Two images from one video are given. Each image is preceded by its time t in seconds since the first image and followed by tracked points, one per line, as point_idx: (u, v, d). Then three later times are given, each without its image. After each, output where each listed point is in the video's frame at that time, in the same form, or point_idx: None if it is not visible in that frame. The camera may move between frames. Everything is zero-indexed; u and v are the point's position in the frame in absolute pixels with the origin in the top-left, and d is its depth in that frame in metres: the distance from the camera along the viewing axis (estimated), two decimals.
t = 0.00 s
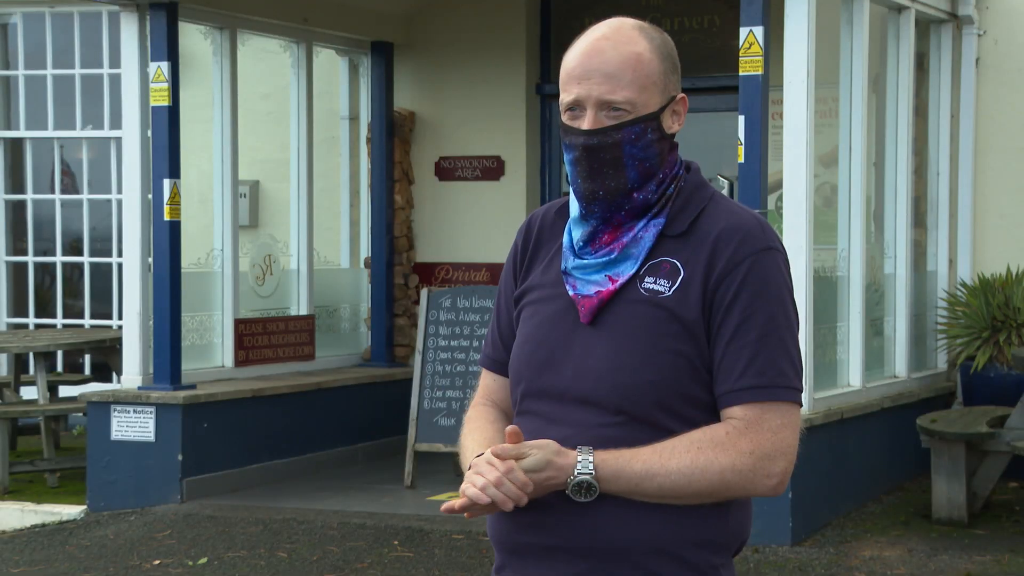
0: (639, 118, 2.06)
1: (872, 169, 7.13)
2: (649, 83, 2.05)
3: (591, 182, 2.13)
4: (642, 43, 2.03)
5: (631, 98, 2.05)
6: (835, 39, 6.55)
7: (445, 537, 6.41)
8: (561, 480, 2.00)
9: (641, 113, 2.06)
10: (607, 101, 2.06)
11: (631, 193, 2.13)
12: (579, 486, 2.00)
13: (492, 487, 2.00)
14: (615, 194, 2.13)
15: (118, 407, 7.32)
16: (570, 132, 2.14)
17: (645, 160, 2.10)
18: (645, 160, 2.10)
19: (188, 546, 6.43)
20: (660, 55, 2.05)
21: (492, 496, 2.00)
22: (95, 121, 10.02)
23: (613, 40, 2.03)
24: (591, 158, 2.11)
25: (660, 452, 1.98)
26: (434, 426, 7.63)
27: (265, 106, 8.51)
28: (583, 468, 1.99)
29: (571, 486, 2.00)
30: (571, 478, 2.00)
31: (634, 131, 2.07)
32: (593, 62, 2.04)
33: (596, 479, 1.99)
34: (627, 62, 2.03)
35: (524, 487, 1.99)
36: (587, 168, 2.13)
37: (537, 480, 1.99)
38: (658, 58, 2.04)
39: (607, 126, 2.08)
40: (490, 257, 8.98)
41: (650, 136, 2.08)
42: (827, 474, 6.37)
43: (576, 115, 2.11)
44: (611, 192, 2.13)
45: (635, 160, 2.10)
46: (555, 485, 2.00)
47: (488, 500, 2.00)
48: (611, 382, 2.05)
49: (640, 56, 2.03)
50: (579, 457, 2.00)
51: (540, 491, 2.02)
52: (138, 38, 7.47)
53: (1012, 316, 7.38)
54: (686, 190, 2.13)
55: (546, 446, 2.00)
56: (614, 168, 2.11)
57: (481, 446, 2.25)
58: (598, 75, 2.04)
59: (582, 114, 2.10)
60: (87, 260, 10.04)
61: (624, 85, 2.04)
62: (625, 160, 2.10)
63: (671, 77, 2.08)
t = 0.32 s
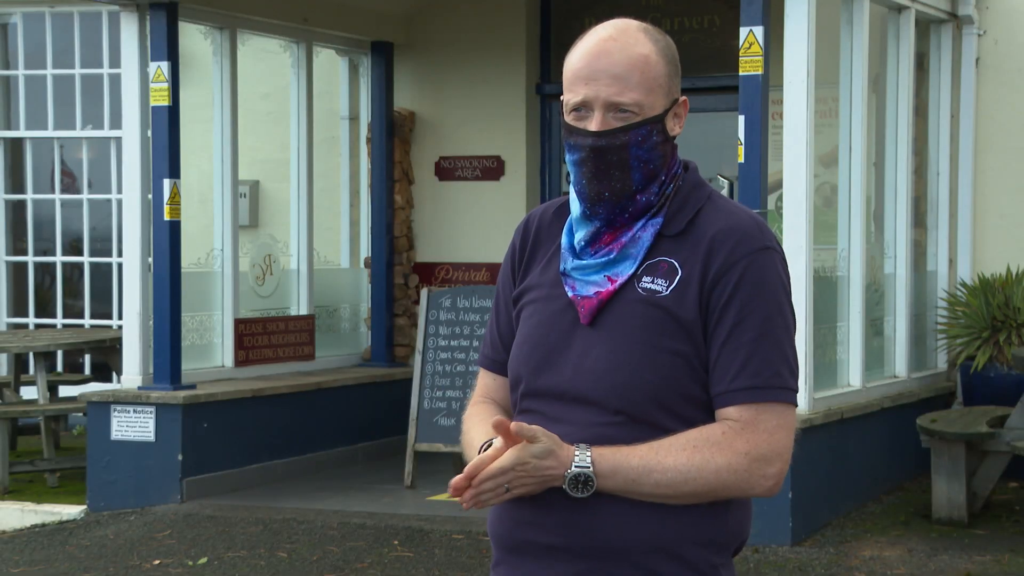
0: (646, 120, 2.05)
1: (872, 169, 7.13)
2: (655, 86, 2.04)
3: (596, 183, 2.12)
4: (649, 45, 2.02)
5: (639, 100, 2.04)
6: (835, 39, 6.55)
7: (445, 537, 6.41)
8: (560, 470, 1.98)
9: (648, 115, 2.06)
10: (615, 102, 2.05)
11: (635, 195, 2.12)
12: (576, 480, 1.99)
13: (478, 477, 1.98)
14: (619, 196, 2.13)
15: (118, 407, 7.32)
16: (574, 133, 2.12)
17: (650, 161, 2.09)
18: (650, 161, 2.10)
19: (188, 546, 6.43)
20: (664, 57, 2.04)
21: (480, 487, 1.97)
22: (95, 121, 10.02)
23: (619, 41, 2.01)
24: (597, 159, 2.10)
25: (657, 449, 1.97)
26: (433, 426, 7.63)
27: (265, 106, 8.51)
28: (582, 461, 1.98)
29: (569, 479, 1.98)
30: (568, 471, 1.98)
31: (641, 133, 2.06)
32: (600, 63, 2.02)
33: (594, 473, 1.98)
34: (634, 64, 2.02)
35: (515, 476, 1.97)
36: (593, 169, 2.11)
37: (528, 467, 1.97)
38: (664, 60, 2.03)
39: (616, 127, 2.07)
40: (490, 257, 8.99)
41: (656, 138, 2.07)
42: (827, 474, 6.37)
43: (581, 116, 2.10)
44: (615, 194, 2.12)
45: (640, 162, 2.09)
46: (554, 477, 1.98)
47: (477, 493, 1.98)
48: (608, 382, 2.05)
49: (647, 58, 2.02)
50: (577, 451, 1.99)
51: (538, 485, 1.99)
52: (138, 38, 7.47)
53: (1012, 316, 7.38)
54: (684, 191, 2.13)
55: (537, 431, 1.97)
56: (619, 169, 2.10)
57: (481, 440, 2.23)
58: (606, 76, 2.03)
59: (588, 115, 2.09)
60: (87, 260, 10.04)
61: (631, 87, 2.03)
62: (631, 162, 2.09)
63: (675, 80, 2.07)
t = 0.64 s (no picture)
0: (648, 122, 2.05)
1: (872, 169, 7.13)
2: (657, 88, 2.04)
3: (596, 185, 2.12)
4: (651, 48, 2.02)
5: (641, 103, 2.04)
6: (835, 39, 6.55)
7: (445, 537, 6.41)
8: (562, 473, 1.97)
9: (650, 118, 2.05)
10: (618, 105, 2.05)
11: (635, 197, 2.12)
12: (575, 481, 1.97)
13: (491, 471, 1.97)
14: (619, 199, 2.12)
15: (118, 407, 7.32)
16: (576, 133, 2.11)
17: (650, 164, 2.09)
18: (650, 163, 2.10)
19: (188, 546, 6.43)
20: (665, 60, 2.04)
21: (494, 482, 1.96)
22: (95, 121, 10.02)
23: (621, 43, 2.01)
24: (600, 161, 2.10)
25: (654, 452, 1.97)
26: (433, 426, 7.63)
27: (265, 106, 8.52)
28: (580, 462, 1.97)
29: (568, 480, 1.97)
30: (568, 472, 1.97)
31: (642, 135, 2.06)
32: (604, 65, 2.02)
33: (593, 474, 1.97)
34: (636, 67, 2.01)
35: (523, 476, 1.96)
36: (595, 171, 2.11)
37: (539, 466, 1.96)
38: (665, 63, 2.04)
39: (618, 130, 2.06)
40: (490, 257, 8.99)
41: (657, 141, 2.07)
42: (827, 474, 6.37)
43: (584, 117, 2.09)
44: (616, 196, 2.12)
45: (641, 165, 2.09)
46: (555, 479, 1.98)
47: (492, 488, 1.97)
48: (605, 383, 2.05)
49: (648, 60, 2.02)
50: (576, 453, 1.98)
51: (541, 489, 1.98)
52: (138, 38, 7.47)
53: (1013, 316, 7.38)
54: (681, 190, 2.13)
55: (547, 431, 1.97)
56: (620, 172, 2.10)
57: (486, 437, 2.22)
58: (609, 79, 2.02)
59: (590, 117, 2.08)
60: (86, 260, 10.04)
61: (634, 90, 2.03)
62: (632, 165, 2.09)
63: (675, 82, 2.07)
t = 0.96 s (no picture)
0: (648, 125, 2.05)
1: (872, 168, 7.13)
2: (660, 92, 2.04)
3: (595, 186, 2.12)
4: (656, 51, 2.01)
5: (643, 107, 2.04)
6: (835, 39, 6.55)
7: (445, 537, 6.41)
8: (557, 467, 1.98)
9: (651, 121, 2.05)
10: (619, 108, 2.04)
11: (633, 199, 2.12)
12: (572, 477, 1.98)
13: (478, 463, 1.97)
14: (617, 201, 2.12)
15: (118, 407, 7.32)
16: (576, 134, 2.11)
17: (649, 167, 2.09)
18: (649, 166, 2.09)
19: (188, 546, 6.43)
20: (669, 64, 2.04)
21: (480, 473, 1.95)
22: (95, 120, 10.02)
23: (626, 44, 2.00)
24: (598, 163, 2.10)
25: (650, 448, 1.97)
26: (433, 425, 7.63)
27: (264, 106, 8.52)
28: (578, 458, 1.98)
29: (565, 475, 1.98)
30: (564, 468, 1.98)
31: (642, 138, 2.06)
32: (607, 67, 2.01)
33: (590, 470, 1.98)
34: (640, 69, 2.01)
35: (513, 469, 1.96)
36: (594, 172, 2.11)
37: (529, 459, 1.96)
38: (669, 66, 2.03)
39: (618, 132, 2.06)
40: (490, 257, 8.99)
41: (657, 144, 2.07)
42: (827, 474, 6.37)
43: (585, 118, 2.09)
44: (613, 199, 2.12)
45: (640, 167, 2.09)
46: (549, 474, 1.98)
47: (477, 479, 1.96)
48: (604, 383, 2.05)
49: (652, 63, 2.02)
50: (573, 449, 1.99)
51: (535, 484, 1.98)
52: (138, 38, 7.47)
53: (1013, 316, 7.38)
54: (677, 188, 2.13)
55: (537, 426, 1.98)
56: (619, 174, 2.10)
57: (483, 433, 2.22)
58: (611, 82, 2.02)
59: (591, 118, 2.08)
60: (87, 260, 10.04)
61: (636, 92, 2.03)
62: (631, 167, 2.09)
63: (678, 86, 2.07)
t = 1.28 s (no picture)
0: (647, 128, 2.05)
1: (872, 168, 7.13)
2: (660, 95, 2.04)
3: (593, 188, 2.12)
4: (657, 54, 2.01)
5: (642, 109, 2.03)
6: (835, 39, 6.55)
7: (445, 536, 6.41)
8: (552, 464, 1.99)
9: (650, 123, 2.05)
10: (618, 110, 2.04)
11: (631, 200, 2.12)
12: (570, 476, 2.00)
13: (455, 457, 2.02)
14: (616, 202, 2.12)
15: (118, 407, 7.32)
16: (575, 135, 2.11)
17: (647, 169, 2.09)
18: (647, 168, 2.09)
19: (188, 546, 6.43)
20: (671, 66, 2.04)
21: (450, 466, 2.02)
22: (95, 120, 10.02)
23: (627, 46, 2.00)
24: (596, 165, 2.09)
25: (649, 446, 1.98)
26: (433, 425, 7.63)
27: (264, 106, 8.52)
28: (576, 457, 1.99)
29: (563, 475, 1.99)
30: (562, 469, 1.99)
31: (641, 141, 2.05)
32: (607, 69, 2.01)
33: (588, 469, 1.99)
34: (641, 71, 2.01)
35: (499, 465, 1.99)
36: (591, 173, 2.11)
37: (512, 459, 1.99)
38: (670, 69, 2.03)
39: (616, 134, 2.06)
40: (490, 257, 8.99)
41: (655, 147, 2.07)
42: (827, 474, 6.37)
43: (584, 119, 2.09)
44: (611, 200, 2.12)
45: (638, 169, 2.09)
46: (544, 471, 1.99)
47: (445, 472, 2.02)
48: (605, 383, 2.05)
49: (653, 65, 2.01)
50: (571, 449, 2.01)
51: (529, 480, 2.00)
52: (138, 38, 7.47)
53: (1013, 315, 7.37)
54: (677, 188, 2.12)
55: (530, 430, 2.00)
56: (616, 175, 2.10)
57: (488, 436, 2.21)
58: (611, 83, 2.02)
59: (589, 119, 2.08)
60: (87, 260, 10.04)
61: (636, 95, 2.02)
62: (628, 169, 2.09)
63: (679, 89, 2.07)
